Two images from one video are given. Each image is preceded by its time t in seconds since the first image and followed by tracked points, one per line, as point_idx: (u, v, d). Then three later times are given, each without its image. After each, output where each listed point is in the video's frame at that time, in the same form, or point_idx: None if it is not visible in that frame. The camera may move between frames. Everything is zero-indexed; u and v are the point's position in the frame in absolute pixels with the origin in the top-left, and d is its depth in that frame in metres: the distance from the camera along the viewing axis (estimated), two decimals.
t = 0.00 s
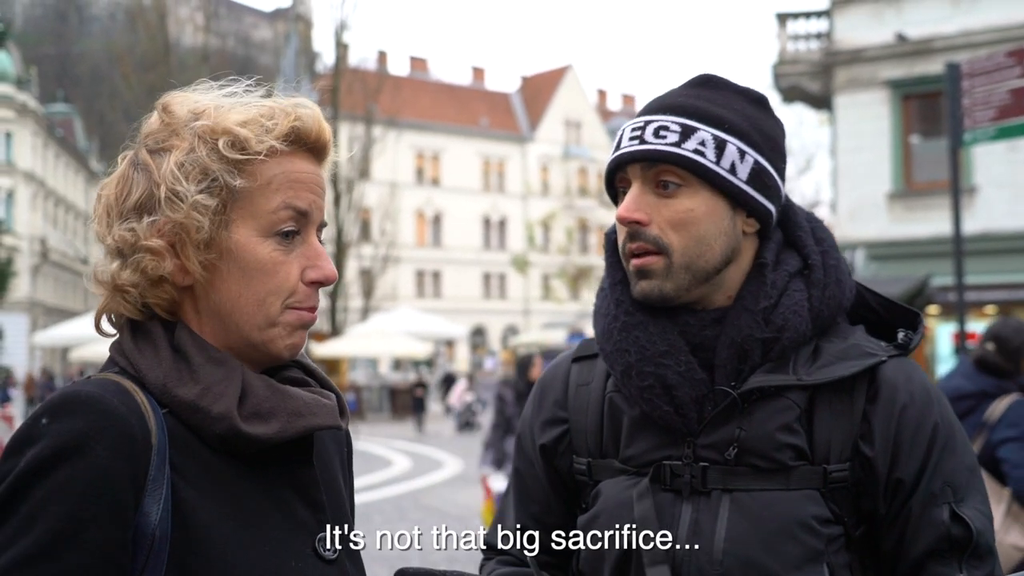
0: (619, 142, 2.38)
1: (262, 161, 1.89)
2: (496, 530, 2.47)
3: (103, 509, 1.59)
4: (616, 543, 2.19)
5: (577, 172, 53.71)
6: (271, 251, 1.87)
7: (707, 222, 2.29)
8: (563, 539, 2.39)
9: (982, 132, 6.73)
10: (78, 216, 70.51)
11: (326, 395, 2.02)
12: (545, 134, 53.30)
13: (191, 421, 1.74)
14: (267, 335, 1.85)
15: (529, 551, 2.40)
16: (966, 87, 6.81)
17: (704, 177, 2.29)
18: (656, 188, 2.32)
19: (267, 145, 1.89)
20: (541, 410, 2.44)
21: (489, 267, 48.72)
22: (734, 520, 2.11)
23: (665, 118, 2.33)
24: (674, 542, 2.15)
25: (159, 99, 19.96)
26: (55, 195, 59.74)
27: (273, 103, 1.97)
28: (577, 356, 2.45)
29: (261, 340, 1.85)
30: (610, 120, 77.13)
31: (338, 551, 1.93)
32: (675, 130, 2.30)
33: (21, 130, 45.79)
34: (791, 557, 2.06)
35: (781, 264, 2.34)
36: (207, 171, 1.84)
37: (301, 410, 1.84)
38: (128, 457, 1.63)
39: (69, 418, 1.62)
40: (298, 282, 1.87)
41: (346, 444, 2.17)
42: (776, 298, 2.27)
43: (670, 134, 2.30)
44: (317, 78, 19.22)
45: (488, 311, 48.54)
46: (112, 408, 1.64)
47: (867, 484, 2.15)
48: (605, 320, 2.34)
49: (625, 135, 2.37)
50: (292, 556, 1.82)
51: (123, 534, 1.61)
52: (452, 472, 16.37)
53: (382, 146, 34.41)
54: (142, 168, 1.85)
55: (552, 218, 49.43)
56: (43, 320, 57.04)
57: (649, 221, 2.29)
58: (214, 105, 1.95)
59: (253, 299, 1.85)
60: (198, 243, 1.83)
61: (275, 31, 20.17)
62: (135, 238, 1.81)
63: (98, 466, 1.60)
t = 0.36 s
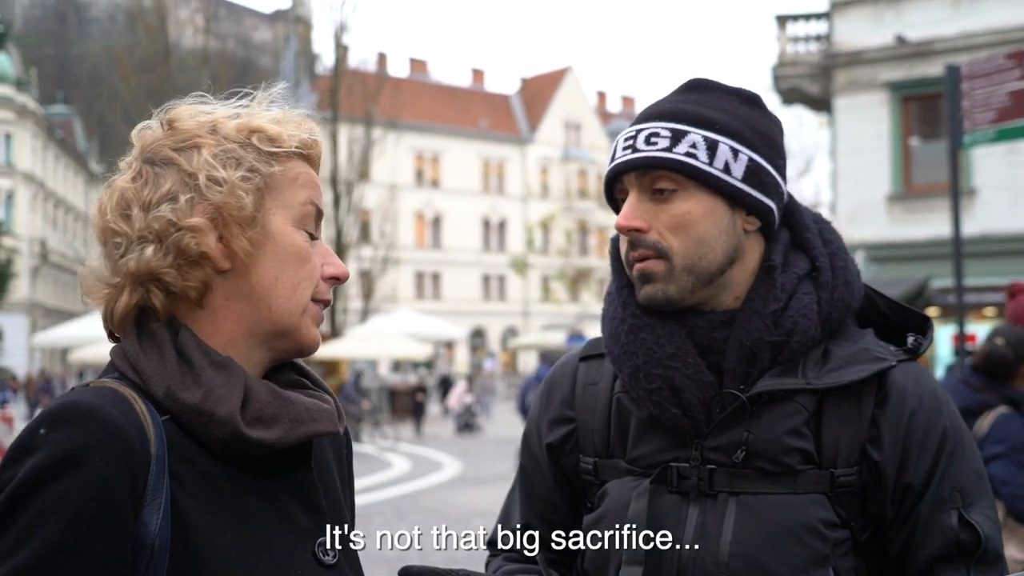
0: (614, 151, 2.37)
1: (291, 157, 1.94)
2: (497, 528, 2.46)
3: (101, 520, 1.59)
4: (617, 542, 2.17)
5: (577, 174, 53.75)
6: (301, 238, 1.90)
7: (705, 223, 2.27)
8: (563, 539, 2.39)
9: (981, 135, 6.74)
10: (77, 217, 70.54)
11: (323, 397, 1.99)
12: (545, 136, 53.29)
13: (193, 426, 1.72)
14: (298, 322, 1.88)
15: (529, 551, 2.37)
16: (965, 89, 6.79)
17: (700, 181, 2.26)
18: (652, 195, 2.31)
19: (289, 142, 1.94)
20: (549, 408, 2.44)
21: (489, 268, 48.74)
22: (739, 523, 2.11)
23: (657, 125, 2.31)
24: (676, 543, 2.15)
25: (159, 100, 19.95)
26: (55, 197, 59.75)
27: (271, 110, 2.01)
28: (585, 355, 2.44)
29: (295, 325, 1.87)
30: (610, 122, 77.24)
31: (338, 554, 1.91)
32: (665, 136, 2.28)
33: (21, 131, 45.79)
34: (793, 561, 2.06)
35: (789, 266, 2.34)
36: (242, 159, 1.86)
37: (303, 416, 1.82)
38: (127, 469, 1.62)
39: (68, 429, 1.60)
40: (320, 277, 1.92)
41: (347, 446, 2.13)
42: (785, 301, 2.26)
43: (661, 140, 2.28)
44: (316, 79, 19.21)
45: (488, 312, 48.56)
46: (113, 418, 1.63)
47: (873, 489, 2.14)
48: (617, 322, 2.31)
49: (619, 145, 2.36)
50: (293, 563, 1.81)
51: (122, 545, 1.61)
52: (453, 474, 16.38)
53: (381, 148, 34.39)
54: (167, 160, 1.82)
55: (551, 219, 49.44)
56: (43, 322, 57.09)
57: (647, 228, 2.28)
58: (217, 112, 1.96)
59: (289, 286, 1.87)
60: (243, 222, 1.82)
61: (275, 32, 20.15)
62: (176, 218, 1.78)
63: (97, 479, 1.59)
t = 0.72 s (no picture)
0: (619, 151, 2.36)
1: (320, 166, 1.93)
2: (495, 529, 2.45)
3: (115, 519, 1.58)
4: (617, 542, 2.18)
5: (578, 174, 53.82)
6: (325, 250, 1.90)
7: (708, 227, 2.27)
8: (563, 539, 2.39)
9: (983, 135, 6.74)
10: (79, 218, 70.59)
11: (328, 397, 1.98)
12: (546, 137, 53.28)
13: (201, 426, 1.70)
14: (315, 333, 1.89)
15: (529, 551, 2.39)
16: (967, 90, 6.79)
17: (704, 184, 2.26)
18: (656, 197, 2.30)
19: (322, 153, 1.94)
20: (549, 407, 2.43)
21: (491, 269, 48.80)
22: (742, 519, 2.10)
23: (663, 126, 2.31)
24: (676, 542, 2.14)
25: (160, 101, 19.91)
26: (57, 197, 59.76)
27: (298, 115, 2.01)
28: (586, 354, 2.45)
29: (311, 336, 1.88)
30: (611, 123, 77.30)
31: (347, 551, 1.90)
32: (672, 138, 2.28)
33: (23, 132, 45.73)
34: (791, 557, 2.05)
35: (787, 262, 2.33)
36: (278, 165, 1.84)
37: (310, 417, 1.81)
38: (137, 469, 1.60)
39: (78, 429, 1.59)
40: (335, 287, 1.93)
41: (348, 445, 2.12)
42: (782, 297, 2.25)
43: (668, 141, 2.28)
44: (318, 80, 19.18)
45: (489, 313, 48.64)
46: (125, 417, 1.62)
47: (876, 484, 2.14)
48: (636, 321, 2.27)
49: (624, 144, 2.35)
50: (301, 560, 1.80)
51: (136, 545, 1.59)
52: (455, 474, 16.41)
53: (383, 148, 34.40)
54: (202, 158, 1.79)
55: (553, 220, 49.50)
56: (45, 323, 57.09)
57: (652, 230, 2.28)
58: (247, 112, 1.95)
59: (310, 298, 1.87)
60: (276, 233, 1.81)
61: (277, 32, 20.11)
62: (209, 225, 1.75)
63: (108, 478, 1.58)
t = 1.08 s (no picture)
0: (624, 154, 2.35)
1: (345, 169, 1.90)
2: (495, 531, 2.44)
3: (125, 514, 1.55)
4: (618, 543, 2.21)
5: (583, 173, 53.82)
6: (344, 254, 1.88)
7: (719, 229, 2.27)
8: (563, 539, 2.39)
9: (989, 134, 6.74)
10: (84, 215, 70.68)
11: (343, 398, 1.98)
12: (551, 135, 53.27)
13: (212, 425, 1.68)
14: (330, 337, 1.88)
15: (529, 552, 2.38)
16: (973, 89, 6.79)
17: (713, 183, 2.26)
18: (667, 199, 2.30)
19: (347, 153, 1.92)
20: (555, 412, 2.44)
21: (495, 268, 48.83)
22: (749, 513, 2.10)
23: (670, 128, 2.30)
24: (678, 542, 2.15)
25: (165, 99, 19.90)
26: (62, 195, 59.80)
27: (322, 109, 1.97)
28: (592, 358, 2.45)
29: (328, 340, 1.88)
30: (616, 121, 77.26)
31: (359, 550, 1.91)
32: (681, 139, 2.27)
33: (28, 130, 45.74)
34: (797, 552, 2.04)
35: (787, 259, 2.33)
36: (301, 170, 1.81)
37: (321, 418, 1.80)
38: (149, 464, 1.58)
39: (89, 426, 1.56)
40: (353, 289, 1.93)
41: (361, 447, 2.13)
42: (785, 292, 2.25)
43: (677, 143, 2.27)
44: (323, 78, 19.16)
45: (493, 311, 48.68)
46: (135, 414, 1.58)
47: (881, 477, 2.13)
48: (651, 320, 2.27)
49: (630, 147, 2.34)
50: (311, 557, 1.78)
51: (146, 543, 1.56)
52: (460, 472, 16.42)
53: (387, 147, 34.43)
54: (225, 158, 1.75)
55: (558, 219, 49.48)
56: (50, 321, 57.18)
57: (663, 231, 2.27)
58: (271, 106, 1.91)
59: (328, 303, 1.86)
60: (296, 243, 1.78)
61: (282, 31, 20.08)
62: (229, 233, 1.71)
63: (117, 475, 1.55)
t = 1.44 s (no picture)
0: (625, 151, 2.37)
1: (358, 166, 1.91)
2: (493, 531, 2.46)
3: (134, 509, 1.56)
4: (619, 543, 2.22)
5: (584, 168, 53.83)
6: (357, 250, 1.90)
7: (719, 229, 2.29)
8: (563, 539, 2.41)
9: (989, 130, 6.77)
10: (84, 209, 70.64)
11: (350, 394, 2.00)
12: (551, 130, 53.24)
13: (219, 419, 1.70)
14: (341, 334, 1.90)
15: (528, 551, 2.38)
16: (973, 84, 6.80)
17: (713, 183, 2.28)
18: (667, 197, 2.32)
19: (360, 148, 1.92)
20: (551, 407, 2.46)
21: (495, 262, 48.86)
22: (747, 508, 2.11)
23: (672, 127, 2.32)
24: (678, 541, 2.16)
25: (166, 94, 19.88)
26: (62, 189, 59.77)
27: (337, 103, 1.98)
28: (588, 355, 2.47)
29: (339, 337, 1.90)
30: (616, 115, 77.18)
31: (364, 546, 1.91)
32: (684, 140, 2.29)
33: (29, 124, 45.69)
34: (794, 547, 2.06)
35: (782, 255, 2.35)
36: (315, 170, 1.82)
37: (328, 415, 1.82)
38: (154, 459, 1.59)
39: (94, 421, 1.57)
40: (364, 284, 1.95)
41: (366, 443, 2.15)
42: (780, 288, 2.27)
43: (679, 143, 2.29)
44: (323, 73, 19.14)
45: (494, 306, 48.74)
46: (143, 411, 1.60)
47: (875, 470, 2.15)
48: (648, 313, 2.30)
49: (631, 144, 2.35)
50: (318, 553, 1.80)
51: (152, 539, 1.58)
52: (460, 467, 16.46)
53: (388, 141, 34.45)
54: (237, 155, 1.75)
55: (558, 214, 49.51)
56: (49, 314, 57.14)
57: (663, 231, 2.29)
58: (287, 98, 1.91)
59: (340, 299, 1.88)
60: (308, 243, 1.80)
61: (282, 25, 20.04)
62: (239, 235, 1.73)
63: (126, 471, 1.56)
